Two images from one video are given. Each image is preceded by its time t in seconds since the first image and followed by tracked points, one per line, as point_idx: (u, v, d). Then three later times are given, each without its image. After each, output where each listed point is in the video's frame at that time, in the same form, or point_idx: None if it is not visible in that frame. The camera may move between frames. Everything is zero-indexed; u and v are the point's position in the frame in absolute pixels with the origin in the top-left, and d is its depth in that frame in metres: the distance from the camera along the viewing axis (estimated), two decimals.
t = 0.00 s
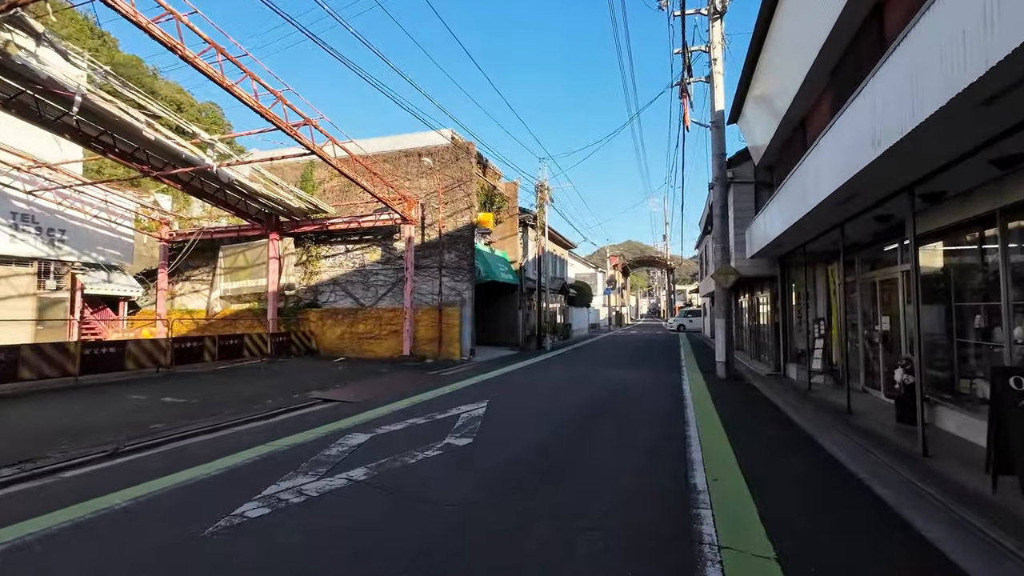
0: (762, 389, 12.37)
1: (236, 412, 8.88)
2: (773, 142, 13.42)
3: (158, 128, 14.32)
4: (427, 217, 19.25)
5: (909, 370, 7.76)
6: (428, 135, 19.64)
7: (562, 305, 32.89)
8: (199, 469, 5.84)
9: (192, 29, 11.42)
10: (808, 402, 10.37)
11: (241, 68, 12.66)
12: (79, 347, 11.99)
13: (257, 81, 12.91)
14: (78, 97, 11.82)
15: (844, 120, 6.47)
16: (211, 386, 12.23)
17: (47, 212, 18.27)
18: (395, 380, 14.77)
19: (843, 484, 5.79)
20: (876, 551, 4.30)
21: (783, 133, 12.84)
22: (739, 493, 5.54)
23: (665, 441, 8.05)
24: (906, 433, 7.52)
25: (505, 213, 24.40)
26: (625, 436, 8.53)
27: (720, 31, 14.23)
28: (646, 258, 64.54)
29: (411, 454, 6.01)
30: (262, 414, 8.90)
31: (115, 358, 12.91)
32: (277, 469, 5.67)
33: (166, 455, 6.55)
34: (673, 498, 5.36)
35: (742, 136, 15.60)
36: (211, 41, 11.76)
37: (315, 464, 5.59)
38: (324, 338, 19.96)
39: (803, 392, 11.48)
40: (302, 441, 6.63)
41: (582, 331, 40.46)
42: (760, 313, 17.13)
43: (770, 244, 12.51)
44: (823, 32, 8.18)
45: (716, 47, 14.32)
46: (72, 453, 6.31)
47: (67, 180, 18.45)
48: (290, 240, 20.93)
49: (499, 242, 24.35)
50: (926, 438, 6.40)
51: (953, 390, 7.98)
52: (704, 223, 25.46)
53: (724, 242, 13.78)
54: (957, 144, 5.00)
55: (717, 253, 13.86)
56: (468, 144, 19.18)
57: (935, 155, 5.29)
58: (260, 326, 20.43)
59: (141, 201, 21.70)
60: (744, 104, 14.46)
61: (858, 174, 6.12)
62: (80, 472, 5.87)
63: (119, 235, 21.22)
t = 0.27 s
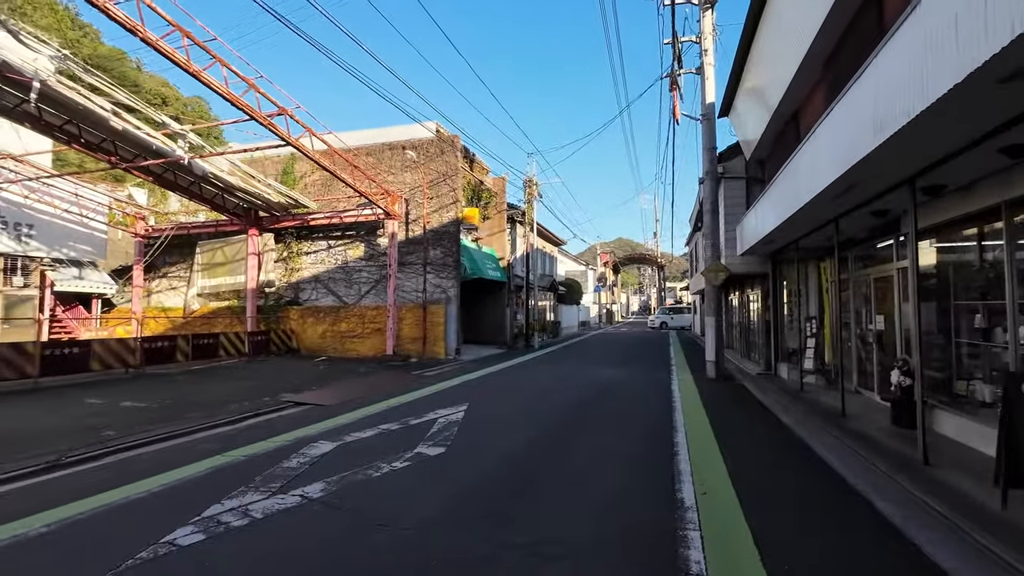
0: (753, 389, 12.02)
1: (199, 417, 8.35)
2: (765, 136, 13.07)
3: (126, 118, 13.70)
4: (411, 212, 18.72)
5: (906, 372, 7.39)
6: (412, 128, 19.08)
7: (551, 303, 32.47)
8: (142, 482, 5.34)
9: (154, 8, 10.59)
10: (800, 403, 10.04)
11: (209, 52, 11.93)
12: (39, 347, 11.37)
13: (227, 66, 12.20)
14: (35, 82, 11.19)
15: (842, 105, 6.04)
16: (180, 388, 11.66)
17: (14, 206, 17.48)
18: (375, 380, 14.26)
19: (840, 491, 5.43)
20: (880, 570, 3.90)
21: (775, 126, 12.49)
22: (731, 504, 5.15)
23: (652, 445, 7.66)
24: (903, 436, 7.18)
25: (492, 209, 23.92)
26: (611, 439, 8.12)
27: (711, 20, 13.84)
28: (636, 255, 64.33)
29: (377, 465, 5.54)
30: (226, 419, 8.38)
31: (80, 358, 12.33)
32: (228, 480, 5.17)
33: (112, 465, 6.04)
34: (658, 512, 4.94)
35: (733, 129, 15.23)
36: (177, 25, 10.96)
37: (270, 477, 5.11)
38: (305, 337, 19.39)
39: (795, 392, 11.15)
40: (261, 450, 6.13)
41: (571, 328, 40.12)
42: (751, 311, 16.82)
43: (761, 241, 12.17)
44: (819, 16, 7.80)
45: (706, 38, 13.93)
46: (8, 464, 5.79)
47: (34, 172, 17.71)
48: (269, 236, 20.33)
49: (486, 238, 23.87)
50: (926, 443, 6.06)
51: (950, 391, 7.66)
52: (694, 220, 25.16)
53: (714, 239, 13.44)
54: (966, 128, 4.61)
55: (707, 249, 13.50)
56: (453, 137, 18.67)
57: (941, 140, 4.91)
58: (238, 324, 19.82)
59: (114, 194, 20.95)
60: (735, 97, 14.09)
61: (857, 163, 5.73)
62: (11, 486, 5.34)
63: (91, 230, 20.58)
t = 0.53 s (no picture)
0: (740, 387, 11.71)
1: (151, 419, 7.82)
2: (753, 126, 12.74)
3: (85, 103, 13.03)
4: (392, 205, 18.18)
5: (898, 369, 7.11)
6: (393, 118, 18.50)
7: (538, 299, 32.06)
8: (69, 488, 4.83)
9: None
10: (787, 401, 9.73)
11: (169, 31, 10.99)
12: None
13: (191, 48, 11.41)
14: None
15: (835, 85, 5.65)
16: (141, 387, 11.07)
17: None
18: (352, 379, 13.75)
19: (830, 497, 5.08)
20: None
21: (763, 116, 12.16)
22: (714, 512, 4.78)
23: (634, 446, 7.27)
24: (894, 436, 6.87)
25: (477, 203, 23.43)
26: (590, 440, 7.72)
27: (699, 8, 13.46)
28: (625, 251, 64.19)
29: (333, 472, 5.08)
30: (181, 421, 7.85)
31: (35, 356, 11.68)
32: (163, 489, 4.68)
33: (41, 473, 5.51)
34: (634, 522, 4.53)
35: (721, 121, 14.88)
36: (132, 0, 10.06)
37: (211, 488, 4.63)
38: (283, 334, 18.80)
39: (782, 390, 10.85)
40: (209, 456, 5.64)
41: (559, 325, 39.77)
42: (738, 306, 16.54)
43: (748, 234, 11.87)
44: None
45: (694, 25, 13.55)
46: None
47: None
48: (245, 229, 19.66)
49: (471, 232, 23.38)
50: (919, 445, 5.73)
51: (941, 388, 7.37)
52: (681, 215, 24.87)
53: (702, 232, 13.08)
54: (968, 105, 4.25)
55: (694, 244, 13.16)
56: (435, 127, 18.13)
57: (940, 120, 4.55)
58: (213, 320, 19.16)
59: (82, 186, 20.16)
60: (723, 87, 13.74)
61: (850, 147, 5.38)
62: None
63: (58, 223, 19.94)
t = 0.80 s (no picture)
0: (726, 386, 11.40)
1: (100, 425, 7.27)
2: (742, 118, 12.41)
3: (43, 87, 12.28)
4: (372, 198, 17.62)
5: (890, 368, 6.80)
6: (373, 109, 17.92)
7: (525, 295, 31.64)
8: None
9: None
10: (775, 401, 9.43)
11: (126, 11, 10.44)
12: None
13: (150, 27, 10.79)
14: None
15: (831, 66, 5.27)
16: (100, 389, 10.46)
17: None
18: (328, 379, 13.23)
19: (823, 508, 4.74)
20: None
21: (752, 107, 11.83)
22: (702, 525, 4.39)
23: (617, 448, 6.87)
24: (887, 440, 6.54)
25: (461, 197, 22.93)
26: (571, 444, 7.31)
27: None
28: (613, 247, 63.97)
29: (285, 486, 4.59)
30: (133, 426, 7.31)
31: None
32: (89, 508, 4.17)
33: None
34: (613, 539, 4.12)
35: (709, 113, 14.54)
36: None
37: (144, 506, 4.12)
38: (259, 331, 18.18)
39: (771, 388, 10.55)
40: (151, 468, 5.13)
41: (546, 322, 39.42)
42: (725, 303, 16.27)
43: (736, 229, 11.57)
44: None
45: (682, 14, 13.17)
46: None
47: None
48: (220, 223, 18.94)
49: (455, 227, 22.89)
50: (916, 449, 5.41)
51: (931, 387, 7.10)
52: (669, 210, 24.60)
53: (689, 227, 12.73)
54: (978, 83, 3.88)
55: (681, 239, 12.82)
56: (417, 118, 17.60)
57: (945, 102, 4.19)
58: (186, 317, 18.49)
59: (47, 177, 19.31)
60: (711, 78, 13.39)
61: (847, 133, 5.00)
62: None
63: (23, 216, 19.11)
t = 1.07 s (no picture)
0: (716, 385, 11.05)
1: (45, 431, 6.72)
2: (732, 109, 12.06)
3: None
4: (352, 190, 17.05)
5: (889, 368, 6.53)
6: (353, 98, 17.32)
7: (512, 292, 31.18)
8: None
9: None
10: (766, 400, 9.10)
11: None
12: None
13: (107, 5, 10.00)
14: None
15: (831, 42, 4.87)
16: (57, 390, 9.85)
17: None
18: (304, 378, 12.70)
19: (820, 521, 4.37)
20: None
21: (743, 97, 11.48)
22: (692, 540, 3.99)
23: (602, 452, 6.46)
24: (885, 443, 6.21)
25: (447, 191, 22.40)
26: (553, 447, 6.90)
27: None
28: (602, 243, 63.73)
29: (228, 504, 4.10)
30: (81, 432, 6.77)
31: None
32: None
33: None
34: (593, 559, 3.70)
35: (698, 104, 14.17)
36: None
37: (61, 531, 3.61)
38: (235, 329, 17.54)
39: (762, 387, 10.21)
40: (85, 483, 4.62)
41: (535, 318, 39.04)
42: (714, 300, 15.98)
43: (726, 223, 11.24)
44: None
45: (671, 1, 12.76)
46: None
47: None
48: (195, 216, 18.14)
49: (440, 222, 22.37)
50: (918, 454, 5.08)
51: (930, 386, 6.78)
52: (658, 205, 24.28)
53: (678, 221, 12.37)
54: (992, 55, 3.53)
55: (670, 234, 12.46)
56: (399, 108, 17.04)
57: (956, 76, 3.81)
58: (158, 314, 17.80)
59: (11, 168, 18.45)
60: (700, 68, 13.02)
61: (847, 114, 4.62)
62: None
63: None
